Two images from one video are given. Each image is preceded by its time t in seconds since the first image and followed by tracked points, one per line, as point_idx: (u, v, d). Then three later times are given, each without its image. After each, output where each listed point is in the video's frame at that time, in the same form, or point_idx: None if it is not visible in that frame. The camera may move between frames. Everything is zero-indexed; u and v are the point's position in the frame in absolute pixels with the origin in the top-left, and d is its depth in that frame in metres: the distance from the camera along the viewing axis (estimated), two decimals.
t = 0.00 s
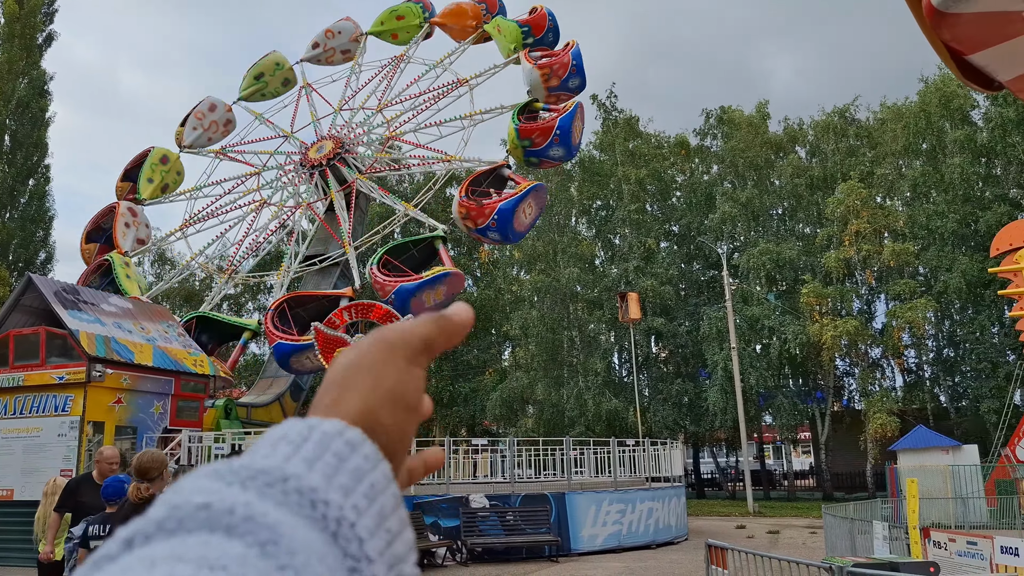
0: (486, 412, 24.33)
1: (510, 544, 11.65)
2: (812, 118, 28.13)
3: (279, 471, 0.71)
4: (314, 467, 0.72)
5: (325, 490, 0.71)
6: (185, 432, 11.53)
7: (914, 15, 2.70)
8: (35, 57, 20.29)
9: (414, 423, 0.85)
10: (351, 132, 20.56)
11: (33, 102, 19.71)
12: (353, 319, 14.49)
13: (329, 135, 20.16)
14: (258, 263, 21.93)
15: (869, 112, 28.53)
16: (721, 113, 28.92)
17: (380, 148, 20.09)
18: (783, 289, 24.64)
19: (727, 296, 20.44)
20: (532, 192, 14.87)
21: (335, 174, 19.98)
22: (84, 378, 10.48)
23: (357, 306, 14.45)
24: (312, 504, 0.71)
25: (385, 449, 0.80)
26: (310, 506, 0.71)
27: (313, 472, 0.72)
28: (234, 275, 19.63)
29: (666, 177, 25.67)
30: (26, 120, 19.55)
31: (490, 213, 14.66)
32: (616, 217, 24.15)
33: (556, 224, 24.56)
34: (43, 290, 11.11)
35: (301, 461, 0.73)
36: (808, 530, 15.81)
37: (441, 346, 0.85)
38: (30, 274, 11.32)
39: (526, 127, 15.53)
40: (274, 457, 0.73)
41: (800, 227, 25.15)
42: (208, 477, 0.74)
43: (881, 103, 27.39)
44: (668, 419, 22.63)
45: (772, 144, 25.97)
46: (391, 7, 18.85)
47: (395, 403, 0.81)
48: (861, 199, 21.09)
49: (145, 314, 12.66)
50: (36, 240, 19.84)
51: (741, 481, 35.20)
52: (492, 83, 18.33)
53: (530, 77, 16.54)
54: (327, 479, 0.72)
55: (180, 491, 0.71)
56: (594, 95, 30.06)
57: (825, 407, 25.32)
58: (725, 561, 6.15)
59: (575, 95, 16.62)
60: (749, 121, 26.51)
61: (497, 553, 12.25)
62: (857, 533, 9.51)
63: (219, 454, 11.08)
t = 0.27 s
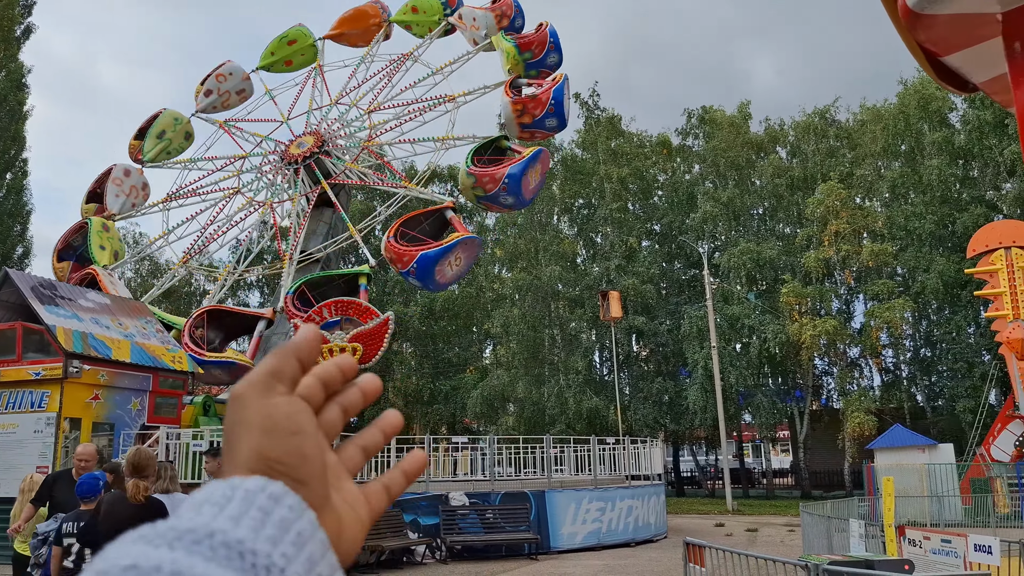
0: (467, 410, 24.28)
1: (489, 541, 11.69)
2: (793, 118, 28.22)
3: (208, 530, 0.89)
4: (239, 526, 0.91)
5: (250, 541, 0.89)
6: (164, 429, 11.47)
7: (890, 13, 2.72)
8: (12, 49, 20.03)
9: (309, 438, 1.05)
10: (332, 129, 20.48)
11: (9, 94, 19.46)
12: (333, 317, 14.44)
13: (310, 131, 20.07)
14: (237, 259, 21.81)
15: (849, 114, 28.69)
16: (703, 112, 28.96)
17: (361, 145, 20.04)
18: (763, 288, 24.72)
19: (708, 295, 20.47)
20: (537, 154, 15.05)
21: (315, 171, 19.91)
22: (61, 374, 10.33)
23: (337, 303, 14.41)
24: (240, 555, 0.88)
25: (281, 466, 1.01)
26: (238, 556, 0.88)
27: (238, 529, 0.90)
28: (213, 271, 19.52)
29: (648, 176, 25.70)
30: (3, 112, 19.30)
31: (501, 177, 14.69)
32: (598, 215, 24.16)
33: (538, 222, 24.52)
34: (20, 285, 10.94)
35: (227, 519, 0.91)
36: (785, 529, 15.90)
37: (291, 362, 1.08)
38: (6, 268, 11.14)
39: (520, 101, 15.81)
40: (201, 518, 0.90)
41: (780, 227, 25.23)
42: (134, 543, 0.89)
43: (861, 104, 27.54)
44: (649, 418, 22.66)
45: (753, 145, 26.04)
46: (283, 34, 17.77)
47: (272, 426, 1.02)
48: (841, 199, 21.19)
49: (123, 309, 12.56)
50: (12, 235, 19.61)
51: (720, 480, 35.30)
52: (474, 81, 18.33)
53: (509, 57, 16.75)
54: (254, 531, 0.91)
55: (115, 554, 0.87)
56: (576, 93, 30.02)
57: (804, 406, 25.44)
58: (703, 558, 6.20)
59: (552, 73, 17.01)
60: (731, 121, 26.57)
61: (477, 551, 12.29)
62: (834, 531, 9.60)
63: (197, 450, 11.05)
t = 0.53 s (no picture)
0: (449, 407, 24.25)
1: (472, 538, 11.70)
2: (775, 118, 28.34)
3: (150, 539, 0.91)
4: (184, 534, 0.94)
5: (195, 549, 0.92)
6: (145, 425, 11.40)
7: (880, 13, 2.74)
8: None
9: (253, 445, 1.09)
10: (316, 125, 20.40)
11: None
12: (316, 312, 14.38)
13: (293, 127, 19.98)
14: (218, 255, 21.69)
15: (831, 114, 28.86)
16: (687, 111, 29.05)
17: (345, 141, 19.97)
18: (745, 287, 24.84)
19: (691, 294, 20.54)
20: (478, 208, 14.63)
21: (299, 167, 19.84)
22: (40, 369, 10.23)
23: (320, 299, 14.36)
24: (184, 562, 0.91)
25: (226, 475, 1.05)
26: (183, 563, 0.91)
27: (181, 536, 0.93)
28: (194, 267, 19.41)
29: (632, 174, 25.75)
30: None
31: (506, 145, 14.84)
32: (582, 213, 24.18)
33: (522, 220, 24.50)
34: None
35: (171, 527, 0.94)
36: (766, 526, 15.99)
37: (229, 370, 1.11)
38: None
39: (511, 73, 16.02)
40: (144, 526, 0.93)
41: (763, 226, 25.35)
42: (69, 552, 0.90)
43: (843, 105, 27.71)
44: (631, 415, 22.71)
45: (736, 144, 26.14)
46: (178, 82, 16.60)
47: (215, 436, 1.06)
48: (823, 199, 21.33)
49: (104, 305, 12.46)
50: None
51: (701, 477, 35.46)
52: (459, 77, 18.31)
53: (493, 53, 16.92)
54: (199, 539, 0.94)
55: (55, 565, 0.88)
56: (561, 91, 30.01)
57: (785, 404, 25.60)
58: (685, 556, 6.24)
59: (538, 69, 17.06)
60: (714, 121, 26.67)
61: (459, 548, 12.30)
62: (814, 528, 9.68)
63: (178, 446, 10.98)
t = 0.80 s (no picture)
0: (435, 403, 24.25)
1: (456, 535, 11.70)
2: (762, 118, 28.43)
3: (155, 506, 0.82)
4: (192, 501, 0.85)
5: (204, 519, 0.83)
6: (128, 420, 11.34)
7: (871, 12, 2.77)
8: None
9: (258, 413, 1.04)
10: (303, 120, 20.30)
11: None
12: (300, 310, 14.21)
13: (279, 122, 19.87)
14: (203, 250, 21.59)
15: (817, 115, 29.00)
16: (674, 110, 29.12)
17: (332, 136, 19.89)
18: (731, 286, 24.94)
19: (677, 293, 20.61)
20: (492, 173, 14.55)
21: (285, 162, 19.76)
22: (22, 364, 10.16)
23: (305, 296, 14.24)
24: (191, 532, 0.82)
25: (231, 443, 1.00)
26: (188, 534, 0.83)
27: (188, 504, 0.84)
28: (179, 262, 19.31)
29: (618, 172, 25.81)
30: None
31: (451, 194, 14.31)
32: (568, 211, 24.22)
33: (509, 217, 24.47)
34: None
35: (175, 495, 0.85)
36: (750, 523, 16.08)
37: (235, 336, 1.06)
38: None
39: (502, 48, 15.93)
40: (148, 493, 0.84)
41: (749, 226, 25.47)
42: (73, 517, 0.81)
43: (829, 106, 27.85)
44: (617, 413, 22.80)
45: (722, 143, 26.24)
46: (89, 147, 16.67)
47: (220, 403, 1.01)
48: (809, 199, 21.45)
49: (87, 299, 12.36)
50: None
51: (686, 475, 35.66)
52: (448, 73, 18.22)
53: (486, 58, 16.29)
54: (204, 508, 0.85)
55: (52, 531, 0.79)
56: (549, 89, 30.00)
57: (769, 403, 25.75)
58: (670, 553, 6.27)
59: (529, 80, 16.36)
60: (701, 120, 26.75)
61: (444, 545, 12.30)
62: (798, 526, 9.73)
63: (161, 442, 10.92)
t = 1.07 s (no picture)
0: (426, 400, 24.24)
1: (446, 532, 11.71)
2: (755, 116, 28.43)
3: (181, 498, 0.84)
4: (218, 495, 0.86)
5: (228, 511, 0.84)
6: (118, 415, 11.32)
7: (865, 14, 2.78)
8: None
9: (281, 405, 1.05)
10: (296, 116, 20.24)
11: None
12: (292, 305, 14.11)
13: (271, 117, 19.81)
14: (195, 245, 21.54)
15: (810, 114, 29.03)
16: (668, 108, 29.11)
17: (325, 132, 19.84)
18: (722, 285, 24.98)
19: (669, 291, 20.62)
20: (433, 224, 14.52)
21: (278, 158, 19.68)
22: (12, 358, 10.11)
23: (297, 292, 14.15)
24: (216, 524, 0.84)
25: (254, 435, 1.01)
26: (215, 526, 0.84)
27: (213, 496, 0.85)
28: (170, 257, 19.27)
29: (611, 170, 25.80)
30: None
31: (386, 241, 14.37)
32: (561, 209, 24.21)
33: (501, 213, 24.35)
34: None
35: (201, 487, 0.86)
36: (740, 522, 16.13)
37: (259, 329, 1.05)
38: None
39: (486, 84, 15.37)
40: (174, 485, 0.85)
41: (741, 224, 25.50)
42: (103, 510, 0.83)
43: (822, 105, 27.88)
44: (608, 411, 22.82)
45: (715, 142, 26.25)
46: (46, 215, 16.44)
47: (243, 396, 1.02)
48: (801, 198, 21.47)
49: (77, 294, 12.28)
50: None
51: (676, 473, 35.72)
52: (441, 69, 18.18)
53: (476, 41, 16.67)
54: (228, 500, 0.86)
55: (83, 522, 0.81)
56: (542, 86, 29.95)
57: (760, 401, 25.81)
58: (660, 551, 6.30)
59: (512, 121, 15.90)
60: (694, 118, 26.75)
61: (434, 542, 12.32)
62: (788, 524, 9.76)
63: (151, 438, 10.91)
